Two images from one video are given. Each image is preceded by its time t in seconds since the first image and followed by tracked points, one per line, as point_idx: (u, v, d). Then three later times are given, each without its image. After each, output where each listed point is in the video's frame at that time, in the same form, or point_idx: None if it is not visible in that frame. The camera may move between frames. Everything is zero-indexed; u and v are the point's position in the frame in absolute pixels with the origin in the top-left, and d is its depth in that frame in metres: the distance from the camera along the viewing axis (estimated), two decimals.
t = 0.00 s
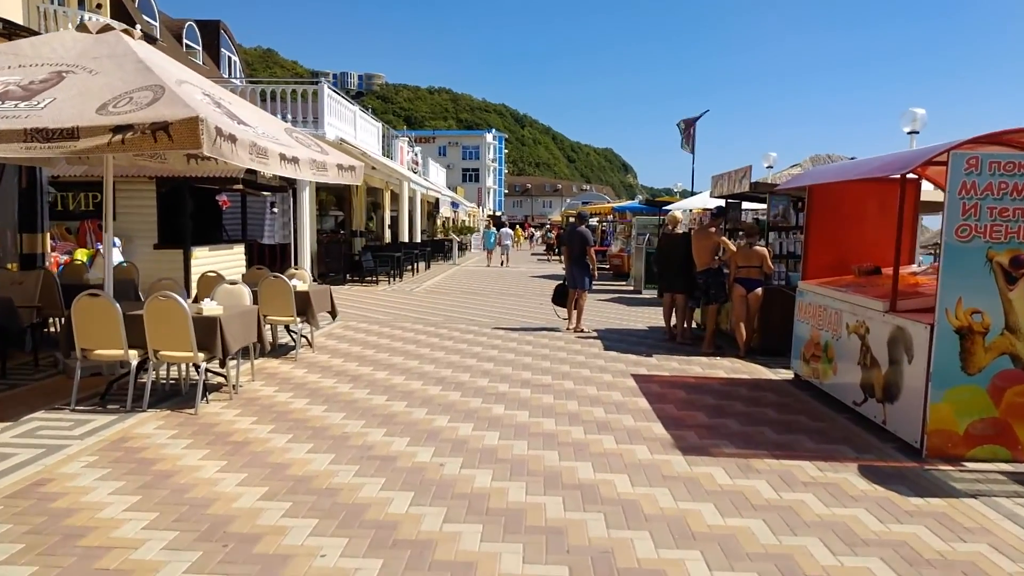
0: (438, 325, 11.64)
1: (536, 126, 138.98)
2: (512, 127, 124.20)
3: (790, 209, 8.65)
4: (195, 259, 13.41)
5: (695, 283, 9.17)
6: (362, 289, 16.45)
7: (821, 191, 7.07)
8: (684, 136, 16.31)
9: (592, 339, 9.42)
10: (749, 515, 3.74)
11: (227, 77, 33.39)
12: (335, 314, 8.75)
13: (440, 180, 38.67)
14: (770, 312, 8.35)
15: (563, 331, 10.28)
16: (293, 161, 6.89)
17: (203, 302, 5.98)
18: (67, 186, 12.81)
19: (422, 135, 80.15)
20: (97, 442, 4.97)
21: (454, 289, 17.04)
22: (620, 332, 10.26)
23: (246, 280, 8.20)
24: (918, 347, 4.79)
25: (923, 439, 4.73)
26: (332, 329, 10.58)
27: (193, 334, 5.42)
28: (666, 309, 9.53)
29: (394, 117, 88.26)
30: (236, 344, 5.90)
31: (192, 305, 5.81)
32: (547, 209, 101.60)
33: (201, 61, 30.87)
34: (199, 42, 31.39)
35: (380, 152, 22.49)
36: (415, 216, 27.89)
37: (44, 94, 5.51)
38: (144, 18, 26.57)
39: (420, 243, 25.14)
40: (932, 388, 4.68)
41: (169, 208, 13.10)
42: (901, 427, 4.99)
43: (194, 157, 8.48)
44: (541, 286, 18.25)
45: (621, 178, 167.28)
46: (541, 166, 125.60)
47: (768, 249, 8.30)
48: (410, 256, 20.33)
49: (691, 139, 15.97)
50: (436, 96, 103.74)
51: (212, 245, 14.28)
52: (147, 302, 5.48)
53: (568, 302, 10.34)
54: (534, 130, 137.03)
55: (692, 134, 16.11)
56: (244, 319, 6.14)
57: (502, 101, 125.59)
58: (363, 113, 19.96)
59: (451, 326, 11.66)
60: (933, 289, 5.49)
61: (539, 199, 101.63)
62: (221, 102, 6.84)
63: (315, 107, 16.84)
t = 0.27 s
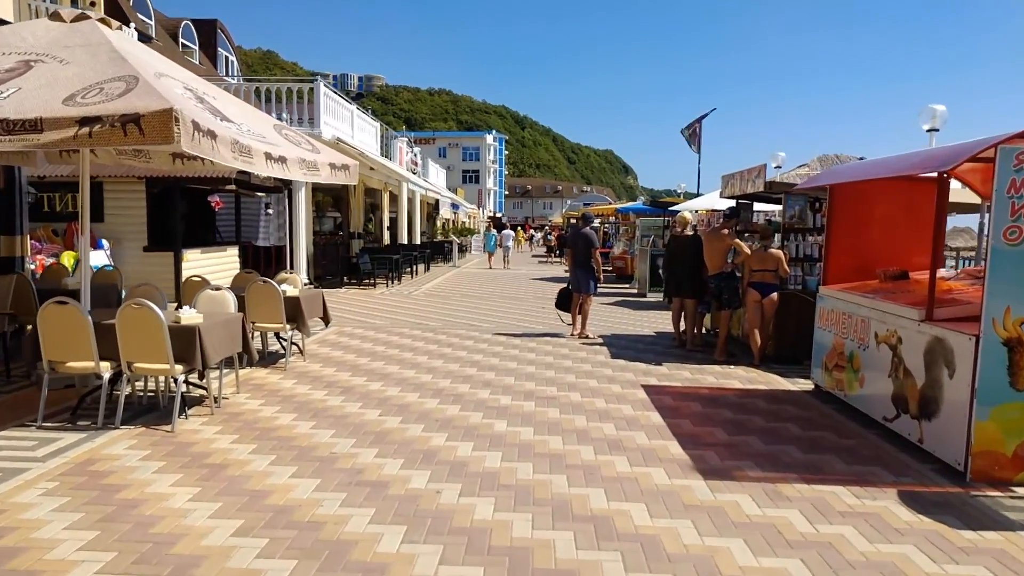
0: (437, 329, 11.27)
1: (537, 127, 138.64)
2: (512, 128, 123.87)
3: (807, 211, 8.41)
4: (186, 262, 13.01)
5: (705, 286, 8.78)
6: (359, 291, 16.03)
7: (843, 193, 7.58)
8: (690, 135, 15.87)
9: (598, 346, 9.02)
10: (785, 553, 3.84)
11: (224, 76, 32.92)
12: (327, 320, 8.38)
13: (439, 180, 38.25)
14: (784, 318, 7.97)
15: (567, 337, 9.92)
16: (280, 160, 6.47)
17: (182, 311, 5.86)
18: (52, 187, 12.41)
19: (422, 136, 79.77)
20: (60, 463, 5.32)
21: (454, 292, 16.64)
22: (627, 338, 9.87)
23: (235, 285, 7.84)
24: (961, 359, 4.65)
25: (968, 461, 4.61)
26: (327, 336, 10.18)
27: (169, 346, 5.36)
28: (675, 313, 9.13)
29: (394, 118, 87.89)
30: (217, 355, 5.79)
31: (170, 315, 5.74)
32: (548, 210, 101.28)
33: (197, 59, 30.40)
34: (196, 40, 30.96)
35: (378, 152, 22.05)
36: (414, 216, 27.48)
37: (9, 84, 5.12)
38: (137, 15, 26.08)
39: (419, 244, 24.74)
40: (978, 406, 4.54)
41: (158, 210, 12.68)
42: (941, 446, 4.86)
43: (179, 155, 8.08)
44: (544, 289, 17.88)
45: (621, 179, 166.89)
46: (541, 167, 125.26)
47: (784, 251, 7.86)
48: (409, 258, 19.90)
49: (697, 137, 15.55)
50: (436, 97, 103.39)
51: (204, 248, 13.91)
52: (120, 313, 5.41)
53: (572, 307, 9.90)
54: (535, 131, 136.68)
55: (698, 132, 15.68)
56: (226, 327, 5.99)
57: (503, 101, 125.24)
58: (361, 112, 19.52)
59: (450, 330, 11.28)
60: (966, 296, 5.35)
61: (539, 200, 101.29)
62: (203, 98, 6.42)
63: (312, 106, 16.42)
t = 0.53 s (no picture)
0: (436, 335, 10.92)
1: (536, 126, 138.31)
2: (512, 128, 123.51)
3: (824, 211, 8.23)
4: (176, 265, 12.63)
5: (716, 290, 8.44)
6: (356, 294, 15.64)
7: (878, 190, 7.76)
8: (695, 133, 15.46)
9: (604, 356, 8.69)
10: None
11: (220, 74, 32.46)
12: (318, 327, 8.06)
13: (439, 179, 37.86)
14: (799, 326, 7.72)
15: (571, 344, 9.56)
16: (265, 159, 6.08)
17: (159, 320, 6.02)
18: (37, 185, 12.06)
19: (421, 135, 79.38)
20: (18, 491, 5.46)
21: (453, 295, 16.26)
22: (633, 345, 9.48)
23: (222, 291, 7.50)
24: (1009, 374, 4.71)
25: (1017, 488, 4.71)
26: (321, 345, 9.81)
27: (142, 361, 5.56)
28: (683, 317, 8.83)
29: (393, 118, 87.46)
30: (194, 366, 5.95)
31: (145, 325, 5.92)
32: (548, 209, 100.89)
33: (192, 56, 29.95)
34: (191, 37, 30.54)
35: (376, 151, 21.63)
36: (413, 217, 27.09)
37: None
38: (130, 11, 25.61)
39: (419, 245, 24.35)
40: None
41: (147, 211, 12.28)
42: (985, 469, 4.99)
43: (163, 153, 7.69)
44: (545, 291, 17.51)
45: (621, 179, 166.50)
46: (540, 166, 124.93)
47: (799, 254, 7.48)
48: (407, 259, 19.50)
49: (703, 135, 15.17)
50: (435, 97, 103.13)
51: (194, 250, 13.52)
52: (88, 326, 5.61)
53: (574, 310, 9.47)
54: (534, 131, 136.39)
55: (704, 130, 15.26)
56: (204, 335, 6.11)
57: (502, 101, 124.91)
58: (358, 110, 19.07)
59: (449, 335, 10.92)
60: (1002, 305, 5.43)
61: (539, 200, 101.02)
62: (184, 91, 6.03)
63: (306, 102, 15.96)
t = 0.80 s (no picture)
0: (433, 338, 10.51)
1: (534, 127, 137.98)
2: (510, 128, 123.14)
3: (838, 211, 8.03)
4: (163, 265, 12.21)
5: (725, 291, 8.09)
6: (351, 295, 15.22)
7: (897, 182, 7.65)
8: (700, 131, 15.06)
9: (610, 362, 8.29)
10: None
11: (214, 70, 31.94)
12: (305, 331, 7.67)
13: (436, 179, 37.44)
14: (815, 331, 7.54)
15: (574, 348, 9.17)
16: (249, 152, 5.67)
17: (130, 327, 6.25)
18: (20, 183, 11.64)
19: (419, 135, 78.96)
20: None
21: (450, 296, 15.88)
22: (640, 350, 9.06)
23: (203, 293, 7.08)
24: None
25: None
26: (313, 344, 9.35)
27: (107, 371, 5.78)
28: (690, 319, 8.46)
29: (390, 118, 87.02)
30: (163, 373, 6.16)
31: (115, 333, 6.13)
32: (545, 210, 100.55)
33: (185, 53, 29.45)
34: (185, 34, 30.09)
35: (372, 149, 21.21)
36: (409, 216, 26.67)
37: None
38: (122, 6, 25.10)
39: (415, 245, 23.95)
40: None
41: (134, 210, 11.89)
42: None
43: (144, 147, 7.27)
44: (544, 293, 17.13)
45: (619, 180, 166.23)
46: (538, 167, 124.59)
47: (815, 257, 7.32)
48: (403, 259, 19.07)
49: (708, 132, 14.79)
50: (433, 98, 102.76)
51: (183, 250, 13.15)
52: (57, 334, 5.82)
53: (577, 313, 9.06)
54: (532, 131, 136.07)
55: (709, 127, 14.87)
56: (173, 342, 6.30)
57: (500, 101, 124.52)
58: (354, 108, 18.68)
59: (446, 338, 10.51)
60: None
61: (537, 201, 100.68)
62: (162, 79, 5.60)
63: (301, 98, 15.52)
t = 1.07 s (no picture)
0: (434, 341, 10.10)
1: (536, 124, 137.45)
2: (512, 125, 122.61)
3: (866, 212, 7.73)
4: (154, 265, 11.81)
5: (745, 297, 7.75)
6: (350, 295, 14.83)
7: (926, 181, 7.42)
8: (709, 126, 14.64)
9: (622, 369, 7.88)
10: None
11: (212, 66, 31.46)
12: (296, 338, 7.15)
13: (437, 175, 36.99)
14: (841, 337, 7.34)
15: (582, 353, 8.75)
16: (238, 144, 5.28)
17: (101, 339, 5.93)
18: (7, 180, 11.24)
19: (420, 132, 78.48)
20: None
21: (452, 296, 15.48)
22: (653, 356, 8.64)
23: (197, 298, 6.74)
24: None
25: None
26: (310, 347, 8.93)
27: (72, 391, 5.47)
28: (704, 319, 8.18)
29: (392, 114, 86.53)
30: (133, 391, 5.85)
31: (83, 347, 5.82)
32: (547, 207, 100.11)
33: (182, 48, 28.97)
34: (183, 29, 29.61)
35: (372, 145, 20.77)
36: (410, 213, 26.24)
37: None
38: None
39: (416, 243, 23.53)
40: None
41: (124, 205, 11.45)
42: None
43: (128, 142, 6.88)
44: (548, 293, 16.71)
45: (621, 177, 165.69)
46: (540, 164, 124.08)
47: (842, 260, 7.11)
48: (403, 258, 18.66)
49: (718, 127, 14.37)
50: (434, 95, 102.29)
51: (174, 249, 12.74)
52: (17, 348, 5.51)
53: (586, 318, 8.62)
54: (533, 128, 135.54)
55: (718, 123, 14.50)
56: (145, 357, 5.98)
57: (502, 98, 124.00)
58: (353, 102, 18.20)
59: (448, 341, 10.10)
60: None
61: (539, 198, 100.21)
62: (141, 66, 5.18)
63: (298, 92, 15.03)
